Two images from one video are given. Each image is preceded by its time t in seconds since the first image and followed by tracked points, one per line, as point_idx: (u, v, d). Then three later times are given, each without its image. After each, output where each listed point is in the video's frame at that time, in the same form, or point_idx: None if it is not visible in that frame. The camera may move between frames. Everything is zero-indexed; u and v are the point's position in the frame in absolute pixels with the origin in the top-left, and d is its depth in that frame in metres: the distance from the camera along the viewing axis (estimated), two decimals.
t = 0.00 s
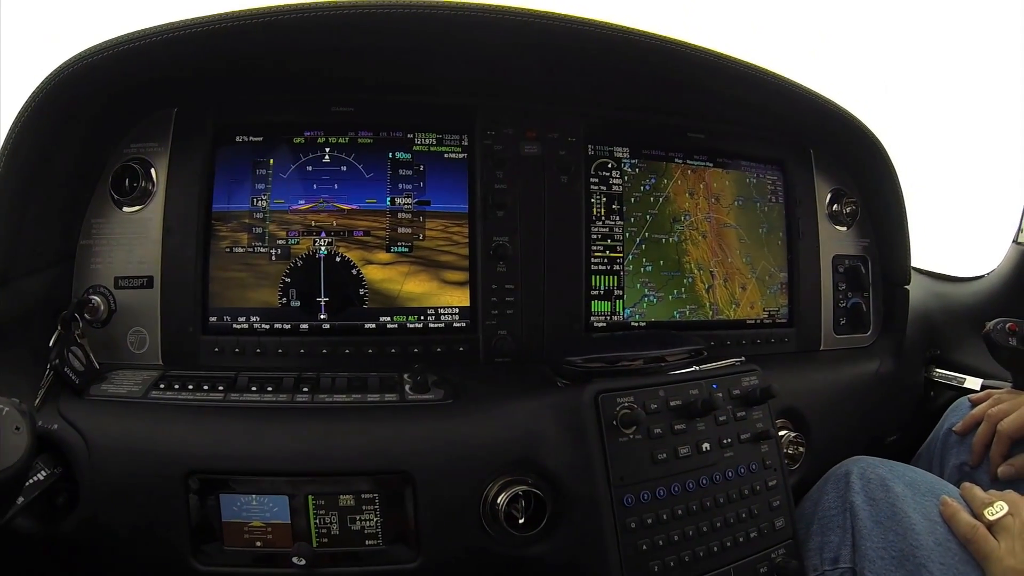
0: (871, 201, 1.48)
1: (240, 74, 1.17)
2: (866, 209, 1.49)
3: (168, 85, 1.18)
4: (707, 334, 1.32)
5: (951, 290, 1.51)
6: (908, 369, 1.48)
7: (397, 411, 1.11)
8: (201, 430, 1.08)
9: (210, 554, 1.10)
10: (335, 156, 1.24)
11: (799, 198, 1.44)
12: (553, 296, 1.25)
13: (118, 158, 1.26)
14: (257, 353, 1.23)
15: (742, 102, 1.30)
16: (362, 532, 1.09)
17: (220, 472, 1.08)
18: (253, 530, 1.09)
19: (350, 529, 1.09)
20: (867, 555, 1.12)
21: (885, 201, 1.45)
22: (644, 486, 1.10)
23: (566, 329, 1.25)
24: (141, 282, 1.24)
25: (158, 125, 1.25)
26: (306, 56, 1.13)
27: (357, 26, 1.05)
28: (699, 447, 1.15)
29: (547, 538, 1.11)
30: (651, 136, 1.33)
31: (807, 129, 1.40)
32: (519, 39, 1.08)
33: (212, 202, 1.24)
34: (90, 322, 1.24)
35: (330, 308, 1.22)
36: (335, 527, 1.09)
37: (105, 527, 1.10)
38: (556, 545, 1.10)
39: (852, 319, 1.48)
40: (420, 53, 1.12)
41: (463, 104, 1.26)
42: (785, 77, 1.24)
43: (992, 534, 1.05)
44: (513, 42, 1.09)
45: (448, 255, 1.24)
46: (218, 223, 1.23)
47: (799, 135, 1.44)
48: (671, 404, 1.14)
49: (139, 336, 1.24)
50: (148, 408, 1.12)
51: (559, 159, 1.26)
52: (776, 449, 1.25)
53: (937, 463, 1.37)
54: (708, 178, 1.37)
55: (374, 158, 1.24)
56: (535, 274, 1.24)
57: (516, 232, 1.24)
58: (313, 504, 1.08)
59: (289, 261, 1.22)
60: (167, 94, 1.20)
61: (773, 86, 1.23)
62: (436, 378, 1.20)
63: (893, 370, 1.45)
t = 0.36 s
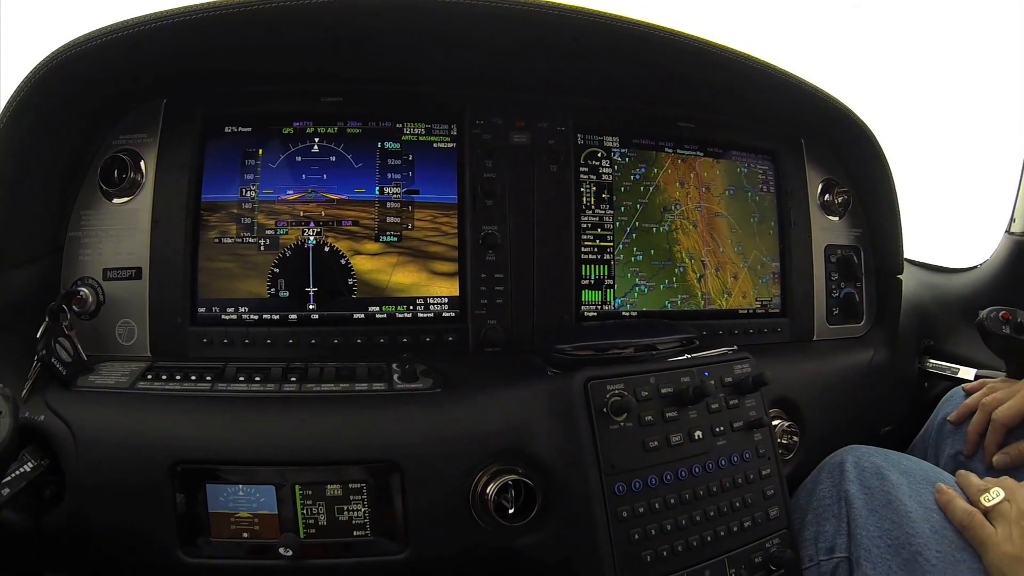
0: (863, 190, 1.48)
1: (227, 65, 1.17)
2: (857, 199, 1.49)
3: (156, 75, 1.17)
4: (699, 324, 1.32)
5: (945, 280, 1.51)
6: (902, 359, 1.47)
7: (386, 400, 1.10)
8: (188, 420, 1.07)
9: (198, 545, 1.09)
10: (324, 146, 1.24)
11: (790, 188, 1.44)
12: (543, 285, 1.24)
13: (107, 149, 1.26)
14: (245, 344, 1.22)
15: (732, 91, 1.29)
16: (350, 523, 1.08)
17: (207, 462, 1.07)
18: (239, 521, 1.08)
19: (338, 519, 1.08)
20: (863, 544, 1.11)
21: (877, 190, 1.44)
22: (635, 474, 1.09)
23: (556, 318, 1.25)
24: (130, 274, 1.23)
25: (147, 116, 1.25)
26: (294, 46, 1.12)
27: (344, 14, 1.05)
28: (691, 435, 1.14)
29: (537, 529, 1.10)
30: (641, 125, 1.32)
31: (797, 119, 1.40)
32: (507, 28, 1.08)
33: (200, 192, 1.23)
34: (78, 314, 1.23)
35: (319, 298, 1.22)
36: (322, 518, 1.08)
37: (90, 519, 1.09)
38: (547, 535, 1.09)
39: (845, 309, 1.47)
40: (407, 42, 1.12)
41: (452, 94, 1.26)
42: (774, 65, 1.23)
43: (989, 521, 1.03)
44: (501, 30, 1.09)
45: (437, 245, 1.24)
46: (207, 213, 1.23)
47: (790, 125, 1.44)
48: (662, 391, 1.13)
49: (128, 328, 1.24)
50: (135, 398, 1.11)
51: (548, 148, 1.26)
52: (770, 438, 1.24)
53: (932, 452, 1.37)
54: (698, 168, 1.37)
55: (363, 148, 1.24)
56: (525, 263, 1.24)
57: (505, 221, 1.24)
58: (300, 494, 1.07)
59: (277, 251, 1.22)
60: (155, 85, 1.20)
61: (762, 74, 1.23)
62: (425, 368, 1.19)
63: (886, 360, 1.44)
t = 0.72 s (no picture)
0: (854, 182, 1.47)
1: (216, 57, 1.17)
2: (848, 191, 1.49)
3: (145, 67, 1.17)
4: (690, 315, 1.31)
5: (937, 273, 1.51)
6: (894, 351, 1.47)
7: (374, 390, 1.10)
8: (174, 411, 1.06)
9: (185, 538, 1.08)
10: (313, 138, 1.24)
11: (781, 181, 1.44)
12: (533, 276, 1.24)
13: (98, 141, 1.26)
14: (234, 336, 1.22)
15: (722, 83, 1.29)
16: (337, 515, 1.07)
17: (193, 453, 1.06)
18: (226, 513, 1.07)
19: (325, 511, 1.07)
20: (857, 534, 1.10)
21: (867, 183, 1.44)
22: (626, 465, 1.08)
23: (545, 309, 1.24)
24: (118, 266, 1.23)
25: (137, 108, 1.25)
26: (282, 37, 1.12)
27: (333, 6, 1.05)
28: (683, 425, 1.14)
29: (528, 520, 1.09)
30: (630, 117, 1.32)
31: (787, 111, 1.40)
32: (497, 18, 1.08)
33: (189, 184, 1.23)
34: (66, 308, 1.23)
35: (307, 290, 1.21)
36: (309, 509, 1.07)
37: (77, 511, 1.08)
38: (537, 526, 1.08)
39: (837, 301, 1.47)
40: (396, 34, 1.12)
41: (441, 86, 1.26)
42: (763, 57, 1.23)
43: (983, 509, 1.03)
44: (491, 21, 1.08)
45: (426, 237, 1.23)
46: (196, 205, 1.23)
47: (780, 117, 1.43)
48: (652, 381, 1.12)
49: (116, 321, 1.23)
50: (122, 389, 1.10)
51: (537, 140, 1.26)
52: (762, 428, 1.24)
53: (925, 444, 1.37)
54: (689, 159, 1.37)
55: (352, 140, 1.24)
56: (514, 255, 1.23)
57: (494, 212, 1.23)
58: (286, 486, 1.06)
59: (266, 243, 1.22)
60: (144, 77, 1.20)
61: (752, 65, 1.23)
62: (414, 359, 1.18)
63: (878, 353, 1.44)
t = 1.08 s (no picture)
0: (845, 179, 1.48)
1: (207, 54, 1.17)
2: (839, 188, 1.49)
3: (134, 63, 1.17)
4: (681, 311, 1.31)
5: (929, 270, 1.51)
6: (886, 347, 1.47)
7: (364, 386, 1.10)
8: (163, 408, 1.06)
9: (174, 535, 1.08)
10: (304, 135, 1.24)
11: (772, 178, 1.44)
12: (524, 272, 1.24)
13: (87, 137, 1.25)
14: (224, 332, 1.21)
15: (713, 79, 1.29)
16: (326, 511, 1.07)
17: (182, 449, 1.06)
18: (216, 510, 1.07)
19: (314, 507, 1.07)
20: (850, 530, 1.10)
21: (858, 180, 1.45)
22: (616, 461, 1.08)
23: (536, 305, 1.24)
24: (108, 263, 1.22)
25: (127, 105, 1.25)
26: (272, 33, 1.12)
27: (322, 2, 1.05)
28: (673, 421, 1.14)
29: (519, 516, 1.08)
30: (621, 114, 1.33)
31: (778, 109, 1.40)
32: (487, 15, 1.08)
33: (180, 181, 1.23)
34: (56, 305, 1.22)
35: (298, 287, 1.21)
36: (299, 506, 1.07)
37: (66, 508, 1.07)
38: (527, 523, 1.08)
39: (828, 298, 1.47)
40: (386, 30, 1.12)
41: (432, 83, 1.26)
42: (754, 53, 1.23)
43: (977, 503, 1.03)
44: (481, 17, 1.08)
45: (417, 233, 1.23)
46: (186, 201, 1.22)
47: (771, 114, 1.44)
48: (643, 376, 1.12)
49: (106, 318, 1.22)
50: (112, 385, 1.10)
51: (528, 136, 1.26)
52: (754, 424, 1.24)
53: (918, 440, 1.37)
54: (680, 156, 1.37)
55: (343, 137, 1.24)
56: (505, 251, 1.23)
57: (485, 208, 1.23)
58: (276, 482, 1.06)
59: (257, 239, 1.22)
60: (134, 73, 1.20)
61: (742, 61, 1.23)
62: (405, 355, 1.18)
63: (870, 349, 1.44)
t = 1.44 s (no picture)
0: (838, 179, 1.48)
1: (199, 53, 1.17)
2: (832, 188, 1.49)
3: (125, 63, 1.16)
4: (673, 311, 1.31)
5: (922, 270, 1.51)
6: (879, 347, 1.47)
7: (354, 385, 1.10)
8: (152, 407, 1.06)
9: (163, 534, 1.08)
10: (295, 134, 1.23)
11: (765, 177, 1.44)
12: (515, 271, 1.24)
13: (80, 136, 1.25)
14: (215, 332, 1.21)
15: (705, 79, 1.29)
16: (316, 510, 1.07)
17: (172, 448, 1.06)
18: (205, 509, 1.07)
19: (304, 506, 1.07)
20: (842, 529, 1.10)
21: (851, 180, 1.45)
22: (606, 460, 1.08)
23: (527, 305, 1.24)
24: (100, 262, 1.22)
25: (119, 104, 1.24)
26: (262, 33, 1.12)
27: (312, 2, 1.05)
28: (664, 420, 1.13)
29: (509, 516, 1.08)
30: (613, 113, 1.32)
31: (771, 109, 1.40)
32: (477, 14, 1.07)
33: (171, 179, 1.22)
34: (47, 304, 1.22)
35: (289, 287, 1.21)
36: (289, 505, 1.07)
37: (56, 506, 1.07)
38: (518, 522, 1.07)
39: (821, 297, 1.47)
40: (377, 29, 1.12)
41: (423, 82, 1.26)
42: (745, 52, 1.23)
43: (969, 502, 1.03)
44: (471, 16, 1.08)
45: (408, 233, 1.23)
46: (178, 200, 1.22)
47: (764, 114, 1.44)
48: (633, 375, 1.12)
49: (98, 317, 1.22)
50: (103, 384, 1.10)
51: (519, 135, 1.26)
52: (745, 423, 1.24)
53: (911, 440, 1.38)
54: (672, 155, 1.37)
55: (334, 136, 1.23)
56: (496, 250, 1.23)
57: (476, 207, 1.23)
58: (266, 481, 1.06)
59: (248, 238, 1.22)
60: (125, 73, 1.20)
61: (735, 62, 1.23)
62: (395, 355, 1.18)
63: (863, 349, 1.44)
